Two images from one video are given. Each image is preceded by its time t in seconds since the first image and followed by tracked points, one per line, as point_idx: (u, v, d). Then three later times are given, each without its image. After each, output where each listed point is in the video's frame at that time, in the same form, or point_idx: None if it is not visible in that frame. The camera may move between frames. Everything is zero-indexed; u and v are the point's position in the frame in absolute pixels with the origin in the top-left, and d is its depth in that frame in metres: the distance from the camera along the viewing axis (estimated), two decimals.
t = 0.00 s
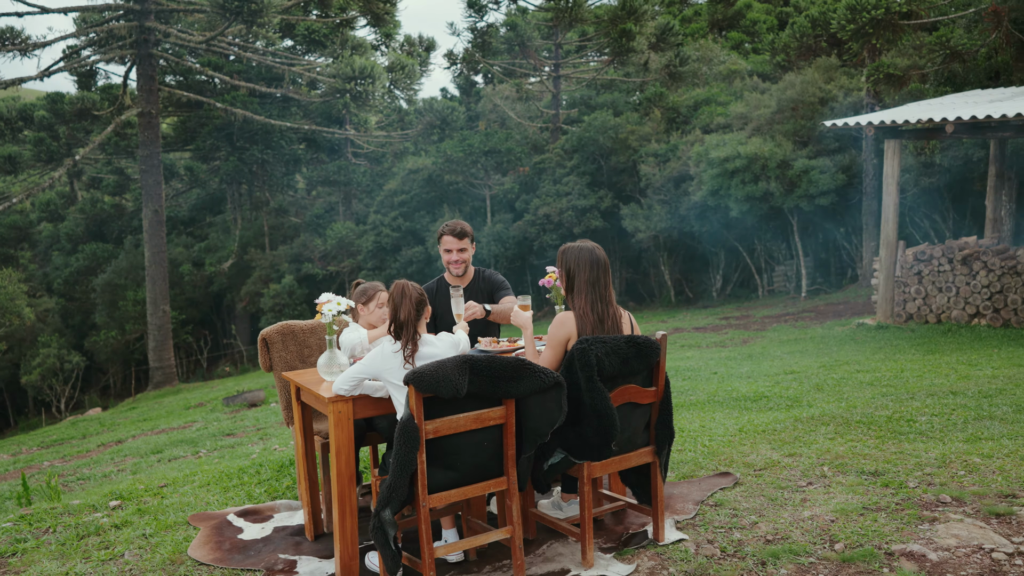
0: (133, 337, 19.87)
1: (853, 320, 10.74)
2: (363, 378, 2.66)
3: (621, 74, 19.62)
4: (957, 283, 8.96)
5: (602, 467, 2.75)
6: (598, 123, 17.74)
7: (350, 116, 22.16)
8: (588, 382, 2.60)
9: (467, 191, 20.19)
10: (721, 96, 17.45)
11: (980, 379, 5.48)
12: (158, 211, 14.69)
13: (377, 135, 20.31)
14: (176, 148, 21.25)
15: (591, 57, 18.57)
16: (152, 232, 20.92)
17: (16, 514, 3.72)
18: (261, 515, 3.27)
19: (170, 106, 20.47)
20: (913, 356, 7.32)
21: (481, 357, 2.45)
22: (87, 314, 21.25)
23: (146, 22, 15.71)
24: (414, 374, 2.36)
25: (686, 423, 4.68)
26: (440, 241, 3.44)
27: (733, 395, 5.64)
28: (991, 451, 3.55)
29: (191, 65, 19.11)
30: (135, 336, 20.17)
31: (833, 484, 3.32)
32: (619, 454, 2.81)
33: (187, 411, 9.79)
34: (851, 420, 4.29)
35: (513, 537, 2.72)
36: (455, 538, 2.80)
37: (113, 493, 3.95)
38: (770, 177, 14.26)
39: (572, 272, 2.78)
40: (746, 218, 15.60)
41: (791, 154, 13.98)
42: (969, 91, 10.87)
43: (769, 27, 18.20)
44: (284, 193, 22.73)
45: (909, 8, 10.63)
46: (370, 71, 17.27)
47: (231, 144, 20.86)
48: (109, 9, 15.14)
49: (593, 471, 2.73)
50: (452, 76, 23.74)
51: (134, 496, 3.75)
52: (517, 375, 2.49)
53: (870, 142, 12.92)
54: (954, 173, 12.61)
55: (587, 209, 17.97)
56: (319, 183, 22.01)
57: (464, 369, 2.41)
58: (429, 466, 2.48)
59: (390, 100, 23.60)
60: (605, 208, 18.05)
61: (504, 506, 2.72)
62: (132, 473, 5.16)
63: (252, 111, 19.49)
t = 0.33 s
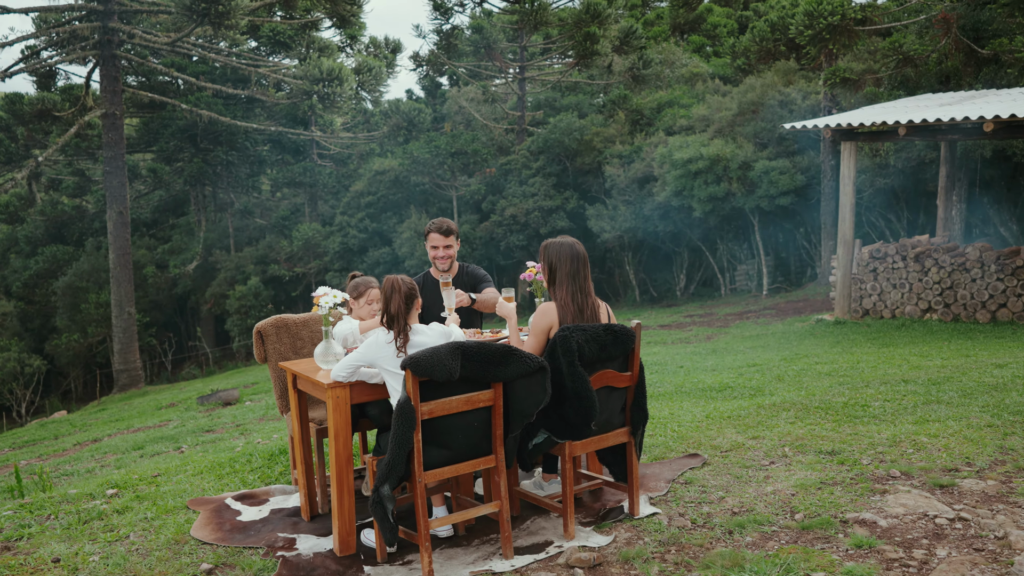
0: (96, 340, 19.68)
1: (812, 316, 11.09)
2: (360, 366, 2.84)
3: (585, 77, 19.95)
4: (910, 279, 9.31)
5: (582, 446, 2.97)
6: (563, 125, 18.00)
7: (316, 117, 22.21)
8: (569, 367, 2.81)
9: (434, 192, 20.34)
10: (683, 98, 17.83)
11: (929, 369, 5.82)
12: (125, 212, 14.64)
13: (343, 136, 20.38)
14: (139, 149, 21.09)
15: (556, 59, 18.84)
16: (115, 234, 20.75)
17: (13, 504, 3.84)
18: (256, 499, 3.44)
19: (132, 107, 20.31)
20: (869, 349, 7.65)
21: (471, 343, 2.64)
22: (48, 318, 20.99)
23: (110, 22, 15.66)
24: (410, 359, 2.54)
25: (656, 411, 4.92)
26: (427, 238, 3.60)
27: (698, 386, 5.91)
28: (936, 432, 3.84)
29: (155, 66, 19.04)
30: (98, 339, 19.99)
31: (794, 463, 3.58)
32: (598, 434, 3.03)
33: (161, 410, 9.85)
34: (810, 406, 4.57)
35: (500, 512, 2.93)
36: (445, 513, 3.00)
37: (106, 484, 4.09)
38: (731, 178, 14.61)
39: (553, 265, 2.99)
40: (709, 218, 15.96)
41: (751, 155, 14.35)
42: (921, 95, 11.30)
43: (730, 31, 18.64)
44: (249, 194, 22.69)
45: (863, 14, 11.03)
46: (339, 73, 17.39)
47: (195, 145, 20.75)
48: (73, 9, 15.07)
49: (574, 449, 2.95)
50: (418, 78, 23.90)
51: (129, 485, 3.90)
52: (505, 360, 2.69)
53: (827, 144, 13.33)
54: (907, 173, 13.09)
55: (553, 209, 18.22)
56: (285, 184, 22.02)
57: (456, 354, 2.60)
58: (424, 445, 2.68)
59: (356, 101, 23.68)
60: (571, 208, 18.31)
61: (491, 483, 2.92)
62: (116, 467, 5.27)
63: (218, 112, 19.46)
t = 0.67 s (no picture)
0: (64, 342, 19.53)
1: (778, 313, 11.43)
2: (361, 355, 3.01)
3: (556, 79, 20.21)
4: (873, 276, 9.67)
5: (569, 430, 3.18)
6: (534, 127, 18.22)
7: (286, 117, 22.24)
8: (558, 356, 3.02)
9: (406, 193, 20.45)
10: (652, 101, 18.14)
11: (889, 361, 6.13)
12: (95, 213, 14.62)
13: (314, 136, 20.43)
14: (107, 150, 20.93)
15: (526, 61, 19.06)
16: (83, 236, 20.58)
17: (17, 493, 3.98)
18: (257, 485, 3.62)
19: (100, 107, 20.18)
20: (832, 344, 7.96)
21: (469, 335, 2.83)
22: (14, 320, 20.77)
23: (78, 23, 15.58)
24: (413, 349, 2.72)
25: (635, 402, 5.16)
26: (421, 238, 3.77)
27: (672, 379, 6.17)
28: (895, 417, 4.11)
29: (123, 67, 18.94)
30: (66, 342, 19.82)
31: (764, 446, 3.82)
32: (584, 419, 3.24)
33: (139, 410, 9.91)
34: (778, 395, 4.83)
35: (493, 492, 3.13)
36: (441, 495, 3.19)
37: (105, 475, 4.22)
38: (700, 179, 14.92)
39: (542, 262, 3.20)
40: (678, 218, 16.27)
41: (719, 157, 14.66)
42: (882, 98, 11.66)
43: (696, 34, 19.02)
44: (220, 195, 22.64)
45: (826, 19, 11.37)
46: (312, 75, 17.48)
47: (163, 145, 20.64)
48: (39, 9, 14.96)
49: (561, 433, 3.16)
50: (389, 78, 24.03)
51: (131, 475, 4.05)
52: (499, 351, 2.88)
53: (793, 146, 13.68)
54: (869, 175, 13.49)
55: (524, 210, 18.41)
56: (255, 185, 22.01)
57: (455, 344, 2.78)
58: (424, 429, 2.87)
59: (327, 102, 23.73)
60: (542, 209, 18.52)
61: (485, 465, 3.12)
62: (106, 461, 5.39)
63: (187, 113, 19.41)
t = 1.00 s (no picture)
0: (34, 344, 19.34)
1: (748, 311, 11.72)
2: (362, 347, 3.20)
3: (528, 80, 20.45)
4: (839, 274, 10.00)
5: (556, 415, 3.39)
6: (508, 128, 18.42)
7: (259, 118, 22.24)
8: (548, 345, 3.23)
9: (380, 193, 20.53)
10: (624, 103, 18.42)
11: (854, 354, 6.42)
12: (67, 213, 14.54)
13: (288, 137, 20.48)
14: (77, 150, 20.77)
15: (500, 63, 19.26)
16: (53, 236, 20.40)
17: (21, 484, 4.11)
18: (259, 472, 3.80)
19: (70, 107, 20.02)
20: (801, 339, 8.23)
21: (465, 326, 3.03)
22: None
23: (49, 23, 15.51)
24: (413, 340, 2.91)
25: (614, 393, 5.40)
26: (416, 235, 3.96)
27: (649, 372, 6.42)
28: (859, 404, 4.38)
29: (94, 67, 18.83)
30: (36, 344, 19.62)
31: (737, 431, 4.07)
32: (571, 405, 3.46)
33: (118, 409, 9.97)
34: (751, 384, 5.09)
35: (486, 473, 3.34)
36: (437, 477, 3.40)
37: (106, 466, 4.36)
38: (671, 179, 15.19)
39: (532, 258, 3.41)
40: (651, 218, 16.53)
41: (690, 158, 14.96)
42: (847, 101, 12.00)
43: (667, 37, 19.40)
44: (192, 196, 22.57)
45: (793, 24, 11.70)
46: (287, 76, 17.52)
47: (134, 146, 20.53)
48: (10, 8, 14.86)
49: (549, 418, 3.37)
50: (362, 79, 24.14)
51: (133, 465, 4.20)
52: (493, 341, 3.08)
53: (761, 147, 14.01)
54: (835, 176, 13.85)
55: (498, 210, 18.55)
56: (227, 185, 21.98)
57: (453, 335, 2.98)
58: (423, 414, 3.07)
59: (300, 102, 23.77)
60: (516, 209, 18.69)
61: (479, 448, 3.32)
62: (97, 456, 5.50)
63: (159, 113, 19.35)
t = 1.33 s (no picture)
0: None
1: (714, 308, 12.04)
2: (352, 335, 3.40)
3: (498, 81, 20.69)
4: (800, 271, 10.35)
5: (533, 399, 3.63)
6: (478, 129, 18.63)
7: (228, 119, 22.23)
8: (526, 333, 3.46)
9: (351, 194, 20.61)
10: (592, 104, 18.74)
11: (813, 345, 6.74)
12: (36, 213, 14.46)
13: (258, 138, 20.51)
14: (43, 151, 20.59)
15: (470, 65, 19.47)
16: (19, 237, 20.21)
17: (17, 472, 4.26)
18: (250, 457, 4.00)
19: (36, 107, 19.85)
20: (765, 333, 8.53)
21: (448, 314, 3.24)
22: None
23: (16, 23, 15.39)
24: (400, 328, 3.13)
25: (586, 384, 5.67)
26: (399, 231, 4.19)
27: (619, 364, 6.70)
28: (815, 389, 4.67)
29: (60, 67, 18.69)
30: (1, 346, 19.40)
31: (703, 415, 4.34)
32: (547, 389, 3.70)
33: (92, 409, 10.00)
34: (716, 373, 5.38)
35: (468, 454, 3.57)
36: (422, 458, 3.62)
37: (98, 456, 4.52)
38: (639, 180, 15.48)
39: (510, 252, 3.64)
40: (619, 218, 16.83)
41: (657, 159, 15.27)
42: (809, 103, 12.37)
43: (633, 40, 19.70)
44: (161, 197, 22.49)
45: (756, 28, 12.05)
46: (258, 77, 17.59)
47: (102, 146, 20.41)
48: None
49: (527, 402, 3.60)
50: (331, 80, 24.23)
51: (127, 454, 4.36)
52: (474, 329, 3.30)
53: (727, 148, 14.36)
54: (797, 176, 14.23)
55: (469, 211, 18.68)
56: (197, 186, 21.93)
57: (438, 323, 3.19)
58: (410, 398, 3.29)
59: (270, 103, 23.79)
60: (486, 209, 18.86)
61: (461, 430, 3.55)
62: (83, 449, 5.63)
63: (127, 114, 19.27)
